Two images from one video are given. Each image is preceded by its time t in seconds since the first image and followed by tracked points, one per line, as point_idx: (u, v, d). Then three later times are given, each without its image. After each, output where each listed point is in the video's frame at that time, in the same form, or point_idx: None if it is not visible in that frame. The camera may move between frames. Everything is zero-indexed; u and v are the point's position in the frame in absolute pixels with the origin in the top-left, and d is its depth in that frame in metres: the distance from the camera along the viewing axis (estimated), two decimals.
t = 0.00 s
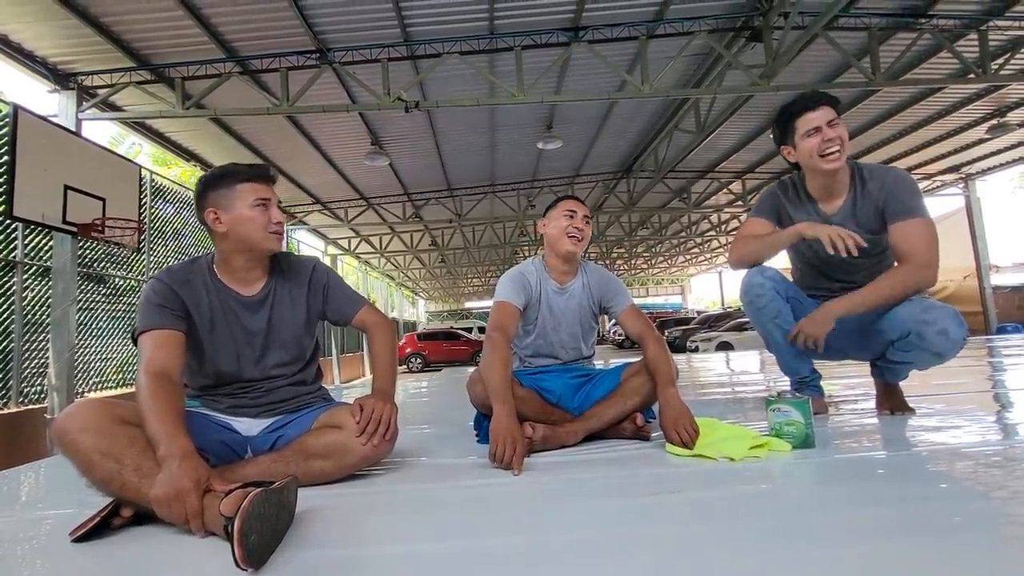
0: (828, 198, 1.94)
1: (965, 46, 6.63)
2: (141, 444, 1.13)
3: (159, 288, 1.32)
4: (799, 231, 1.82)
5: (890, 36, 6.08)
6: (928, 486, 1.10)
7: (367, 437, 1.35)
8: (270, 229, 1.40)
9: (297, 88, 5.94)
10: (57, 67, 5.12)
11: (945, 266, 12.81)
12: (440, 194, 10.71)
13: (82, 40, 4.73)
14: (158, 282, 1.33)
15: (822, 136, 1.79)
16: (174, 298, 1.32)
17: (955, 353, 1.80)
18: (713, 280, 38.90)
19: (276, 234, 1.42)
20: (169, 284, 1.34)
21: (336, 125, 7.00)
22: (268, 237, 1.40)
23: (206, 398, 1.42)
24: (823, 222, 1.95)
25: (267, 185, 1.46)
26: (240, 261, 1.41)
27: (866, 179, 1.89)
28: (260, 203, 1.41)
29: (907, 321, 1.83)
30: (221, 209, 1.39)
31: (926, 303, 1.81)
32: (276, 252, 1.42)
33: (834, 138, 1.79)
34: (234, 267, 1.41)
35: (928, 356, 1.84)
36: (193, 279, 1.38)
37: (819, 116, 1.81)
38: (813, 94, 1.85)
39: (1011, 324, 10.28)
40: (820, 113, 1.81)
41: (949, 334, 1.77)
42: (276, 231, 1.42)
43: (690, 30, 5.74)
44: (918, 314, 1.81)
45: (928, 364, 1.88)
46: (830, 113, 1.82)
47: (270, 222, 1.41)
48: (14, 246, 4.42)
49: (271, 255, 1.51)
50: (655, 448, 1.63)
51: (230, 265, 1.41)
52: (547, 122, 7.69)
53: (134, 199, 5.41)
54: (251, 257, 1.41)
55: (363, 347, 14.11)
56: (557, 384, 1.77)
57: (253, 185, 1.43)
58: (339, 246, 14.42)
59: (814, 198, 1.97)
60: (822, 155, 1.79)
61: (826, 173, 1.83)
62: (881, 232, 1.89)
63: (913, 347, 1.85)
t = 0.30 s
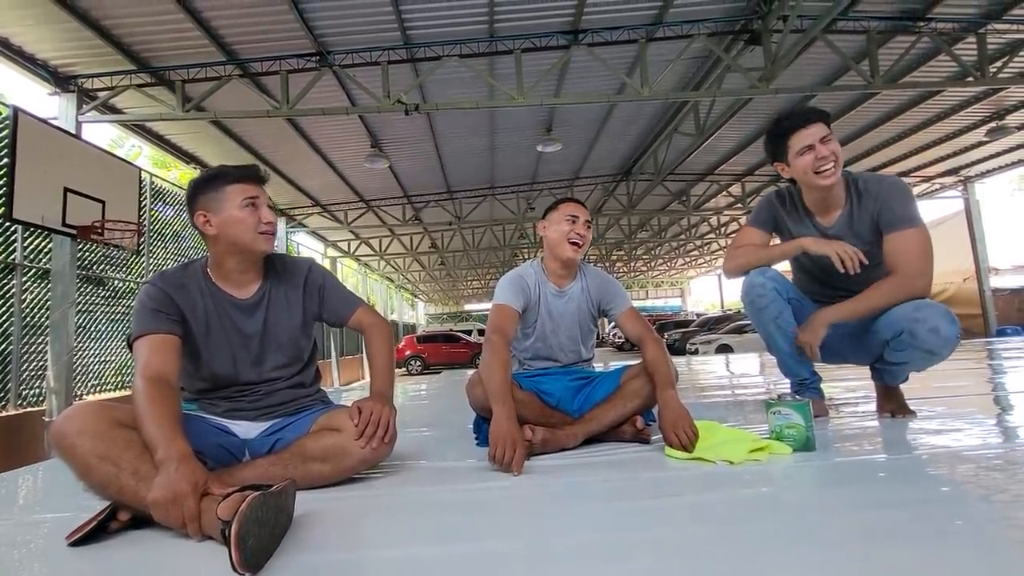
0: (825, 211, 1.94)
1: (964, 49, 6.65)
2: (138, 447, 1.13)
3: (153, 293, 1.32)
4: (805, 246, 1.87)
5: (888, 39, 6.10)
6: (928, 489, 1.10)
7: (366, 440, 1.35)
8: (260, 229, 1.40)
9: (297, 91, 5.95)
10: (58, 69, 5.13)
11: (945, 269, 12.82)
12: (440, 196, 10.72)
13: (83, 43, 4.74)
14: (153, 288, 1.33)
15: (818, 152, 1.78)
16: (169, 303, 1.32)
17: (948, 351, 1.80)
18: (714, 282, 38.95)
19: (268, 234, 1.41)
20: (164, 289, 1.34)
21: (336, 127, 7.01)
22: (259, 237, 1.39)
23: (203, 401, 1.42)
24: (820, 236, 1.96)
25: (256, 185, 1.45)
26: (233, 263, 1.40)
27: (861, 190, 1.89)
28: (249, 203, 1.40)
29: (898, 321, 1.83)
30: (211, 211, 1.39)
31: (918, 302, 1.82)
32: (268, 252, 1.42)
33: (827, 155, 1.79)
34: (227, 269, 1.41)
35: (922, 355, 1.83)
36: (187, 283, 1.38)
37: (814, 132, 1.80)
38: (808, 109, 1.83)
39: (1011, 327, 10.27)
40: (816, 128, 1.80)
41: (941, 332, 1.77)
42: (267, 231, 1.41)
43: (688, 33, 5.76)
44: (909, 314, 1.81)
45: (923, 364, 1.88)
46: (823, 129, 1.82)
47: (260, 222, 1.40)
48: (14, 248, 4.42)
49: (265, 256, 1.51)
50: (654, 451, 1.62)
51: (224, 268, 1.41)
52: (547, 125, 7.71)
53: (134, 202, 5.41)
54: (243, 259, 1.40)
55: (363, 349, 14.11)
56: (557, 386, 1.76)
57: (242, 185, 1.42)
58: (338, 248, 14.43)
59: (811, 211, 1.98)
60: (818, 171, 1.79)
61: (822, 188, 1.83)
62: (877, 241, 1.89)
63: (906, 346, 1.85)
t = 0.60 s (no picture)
0: (822, 215, 1.94)
1: (963, 52, 6.66)
2: (138, 450, 1.13)
3: (151, 297, 1.32)
4: (803, 249, 1.87)
5: (887, 41, 6.12)
6: (929, 491, 1.10)
7: (366, 442, 1.35)
8: (253, 232, 1.39)
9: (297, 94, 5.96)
10: (58, 72, 5.13)
11: (945, 271, 12.82)
12: (440, 199, 10.73)
13: (83, 46, 4.75)
14: (150, 291, 1.33)
15: (779, 172, 1.81)
16: (166, 306, 1.32)
17: (949, 351, 1.80)
18: (714, 284, 38.96)
19: (260, 238, 1.40)
20: (161, 292, 1.34)
21: (336, 130, 7.02)
22: (251, 241, 1.39)
23: (202, 405, 1.42)
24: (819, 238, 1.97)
25: (249, 188, 1.44)
26: (228, 266, 1.40)
27: (858, 193, 1.89)
28: (241, 206, 1.39)
29: (899, 321, 1.83)
30: (204, 214, 1.39)
31: (919, 303, 1.82)
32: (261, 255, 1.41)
33: (794, 175, 1.79)
34: (223, 272, 1.41)
35: (923, 355, 1.83)
36: (185, 286, 1.38)
37: (784, 148, 1.81)
38: (789, 119, 1.81)
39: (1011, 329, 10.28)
40: (787, 144, 1.80)
41: (941, 332, 1.77)
42: (260, 234, 1.41)
43: (687, 36, 5.77)
44: (910, 314, 1.81)
45: (923, 364, 1.88)
46: (796, 144, 1.79)
47: (253, 225, 1.39)
48: (14, 250, 4.43)
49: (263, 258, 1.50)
50: (654, 453, 1.63)
51: (220, 270, 1.41)
52: (547, 127, 7.72)
53: (134, 204, 5.41)
54: (237, 263, 1.40)
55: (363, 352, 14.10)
56: (557, 389, 1.76)
57: (235, 187, 1.42)
58: (338, 250, 14.43)
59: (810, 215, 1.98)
60: (783, 188, 1.84)
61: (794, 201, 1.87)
62: (875, 243, 1.89)
63: (907, 346, 1.85)
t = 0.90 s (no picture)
0: (826, 215, 1.94)
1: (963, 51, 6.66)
2: (137, 452, 1.13)
3: (150, 297, 1.32)
4: (805, 250, 1.88)
5: (887, 40, 6.12)
6: (932, 491, 1.10)
7: (366, 444, 1.35)
8: (232, 237, 1.36)
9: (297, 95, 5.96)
10: (59, 75, 5.14)
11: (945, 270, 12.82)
12: (440, 199, 10.73)
13: (82, 48, 4.75)
14: (148, 292, 1.33)
15: (793, 166, 1.80)
16: (165, 307, 1.32)
17: (953, 351, 1.80)
18: (714, 284, 38.97)
19: (238, 242, 1.37)
20: (160, 293, 1.34)
21: (336, 131, 7.02)
22: (230, 245, 1.36)
23: (202, 406, 1.42)
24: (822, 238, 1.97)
25: (234, 189, 1.40)
26: (218, 268, 1.41)
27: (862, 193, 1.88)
28: (221, 210, 1.37)
29: (902, 321, 1.83)
30: (190, 217, 1.39)
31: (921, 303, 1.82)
32: (242, 260, 1.37)
33: (805, 172, 1.78)
34: (217, 274, 1.41)
35: (927, 355, 1.83)
36: (183, 287, 1.38)
37: (800, 144, 1.79)
38: (811, 115, 1.78)
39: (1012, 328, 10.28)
40: (803, 140, 1.78)
41: (944, 332, 1.77)
42: (241, 238, 1.37)
43: (686, 36, 5.78)
44: (912, 314, 1.81)
45: (927, 365, 1.88)
46: (813, 140, 1.77)
47: (232, 229, 1.37)
48: (14, 252, 4.42)
49: (260, 258, 1.49)
50: (656, 454, 1.63)
51: (213, 272, 1.42)
52: (546, 128, 7.72)
53: (134, 206, 5.41)
54: (223, 265, 1.40)
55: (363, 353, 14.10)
56: (558, 390, 1.75)
57: (217, 188, 1.39)
58: (338, 251, 14.44)
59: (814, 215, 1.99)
60: (793, 184, 1.83)
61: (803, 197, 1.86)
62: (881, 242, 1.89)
63: (910, 347, 1.84)
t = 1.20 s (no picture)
0: (831, 216, 1.94)
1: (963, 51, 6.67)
2: (136, 453, 1.13)
3: (147, 298, 1.32)
4: (805, 253, 1.87)
5: (886, 41, 6.12)
6: (933, 491, 1.10)
7: (366, 444, 1.34)
8: (222, 238, 1.36)
9: (297, 96, 5.97)
10: (59, 75, 5.14)
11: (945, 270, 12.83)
12: (440, 200, 10.74)
13: (82, 48, 4.75)
14: (145, 293, 1.33)
15: (805, 166, 1.79)
16: (162, 308, 1.32)
17: (952, 349, 1.80)
18: (714, 284, 38.98)
19: (227, 243, 1.37)
20: (156, 294, 1.33)
21: (336, 131, 7.03)
22: (219, 246, 1.36)
23: (201, 406, 1.42)
24: (826, 239, 1.96)
25: (225, 189, 1.40)
26: (211, 268, 1.41)
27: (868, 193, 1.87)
28: (211, 210, 1.37)
29: (900, 319, 1.83)
30: (182, 217, 1.40)
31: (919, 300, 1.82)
32: (231, 261, 1.37)
33: (816, 173, 1.77)
34: (211, 275, 1.41)
35: (927, 353, 1.83)
36: (180, 287, 1.38)
37: (812, 144, 1.78)
38: (828, 115, 1.76)
39: (1012, 328, 10.30)
40: (817, 140, 1.76)
41: (943, 329, 1.78)
42: (230, 239, 1.37)
43: (686, 36, 5.78)
44: (911, 312, 1.81)
45: (927, 364, 1.87)
46: (828, 141, 1.76)
47: (221, 230, 1.37)
48: (14, 253, 4.42)
49: (256, 258, 1.49)
50: (657, 454, 1.63)
51: (207, 273, 1.42)
52: (546, 128, 7.73)
53: (133, 206, 5.41)
54: (214, 266, 1.40)
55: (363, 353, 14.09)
56: (558, 391, 1.75)
57: (206, 188, 1.39)
58: (338, 252, 14.45)
59: (818, 216, 1.98)
60: (803, 184, 1.82)
61: (812, 198, 1.85)
62: (885, 243, 1.89)
63: (910, 346, 1.84)
